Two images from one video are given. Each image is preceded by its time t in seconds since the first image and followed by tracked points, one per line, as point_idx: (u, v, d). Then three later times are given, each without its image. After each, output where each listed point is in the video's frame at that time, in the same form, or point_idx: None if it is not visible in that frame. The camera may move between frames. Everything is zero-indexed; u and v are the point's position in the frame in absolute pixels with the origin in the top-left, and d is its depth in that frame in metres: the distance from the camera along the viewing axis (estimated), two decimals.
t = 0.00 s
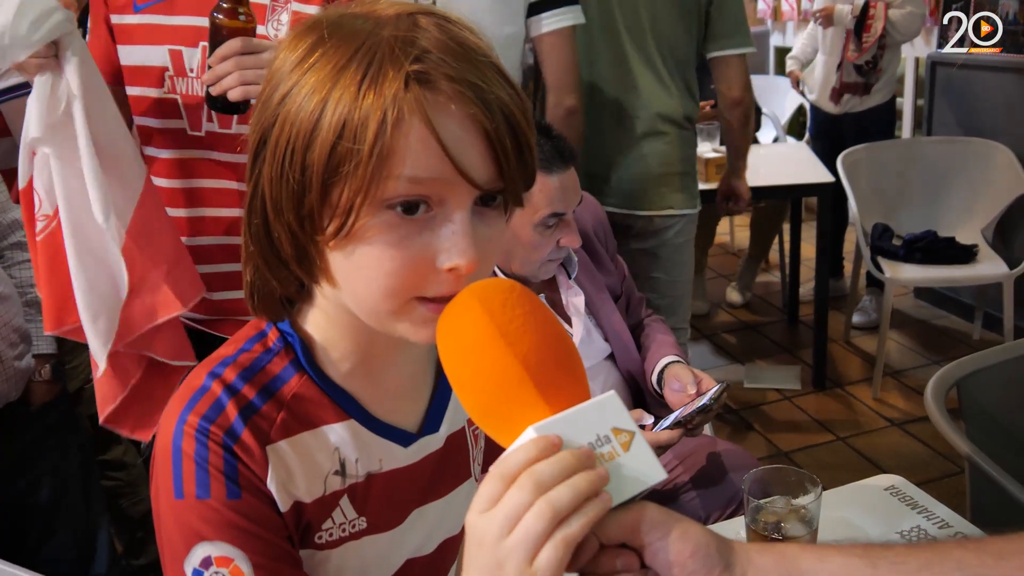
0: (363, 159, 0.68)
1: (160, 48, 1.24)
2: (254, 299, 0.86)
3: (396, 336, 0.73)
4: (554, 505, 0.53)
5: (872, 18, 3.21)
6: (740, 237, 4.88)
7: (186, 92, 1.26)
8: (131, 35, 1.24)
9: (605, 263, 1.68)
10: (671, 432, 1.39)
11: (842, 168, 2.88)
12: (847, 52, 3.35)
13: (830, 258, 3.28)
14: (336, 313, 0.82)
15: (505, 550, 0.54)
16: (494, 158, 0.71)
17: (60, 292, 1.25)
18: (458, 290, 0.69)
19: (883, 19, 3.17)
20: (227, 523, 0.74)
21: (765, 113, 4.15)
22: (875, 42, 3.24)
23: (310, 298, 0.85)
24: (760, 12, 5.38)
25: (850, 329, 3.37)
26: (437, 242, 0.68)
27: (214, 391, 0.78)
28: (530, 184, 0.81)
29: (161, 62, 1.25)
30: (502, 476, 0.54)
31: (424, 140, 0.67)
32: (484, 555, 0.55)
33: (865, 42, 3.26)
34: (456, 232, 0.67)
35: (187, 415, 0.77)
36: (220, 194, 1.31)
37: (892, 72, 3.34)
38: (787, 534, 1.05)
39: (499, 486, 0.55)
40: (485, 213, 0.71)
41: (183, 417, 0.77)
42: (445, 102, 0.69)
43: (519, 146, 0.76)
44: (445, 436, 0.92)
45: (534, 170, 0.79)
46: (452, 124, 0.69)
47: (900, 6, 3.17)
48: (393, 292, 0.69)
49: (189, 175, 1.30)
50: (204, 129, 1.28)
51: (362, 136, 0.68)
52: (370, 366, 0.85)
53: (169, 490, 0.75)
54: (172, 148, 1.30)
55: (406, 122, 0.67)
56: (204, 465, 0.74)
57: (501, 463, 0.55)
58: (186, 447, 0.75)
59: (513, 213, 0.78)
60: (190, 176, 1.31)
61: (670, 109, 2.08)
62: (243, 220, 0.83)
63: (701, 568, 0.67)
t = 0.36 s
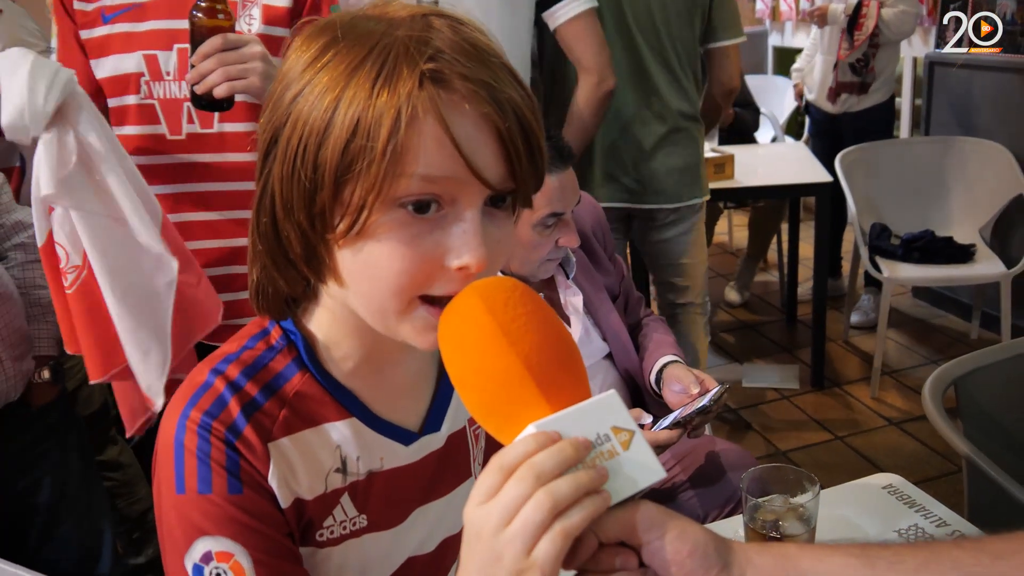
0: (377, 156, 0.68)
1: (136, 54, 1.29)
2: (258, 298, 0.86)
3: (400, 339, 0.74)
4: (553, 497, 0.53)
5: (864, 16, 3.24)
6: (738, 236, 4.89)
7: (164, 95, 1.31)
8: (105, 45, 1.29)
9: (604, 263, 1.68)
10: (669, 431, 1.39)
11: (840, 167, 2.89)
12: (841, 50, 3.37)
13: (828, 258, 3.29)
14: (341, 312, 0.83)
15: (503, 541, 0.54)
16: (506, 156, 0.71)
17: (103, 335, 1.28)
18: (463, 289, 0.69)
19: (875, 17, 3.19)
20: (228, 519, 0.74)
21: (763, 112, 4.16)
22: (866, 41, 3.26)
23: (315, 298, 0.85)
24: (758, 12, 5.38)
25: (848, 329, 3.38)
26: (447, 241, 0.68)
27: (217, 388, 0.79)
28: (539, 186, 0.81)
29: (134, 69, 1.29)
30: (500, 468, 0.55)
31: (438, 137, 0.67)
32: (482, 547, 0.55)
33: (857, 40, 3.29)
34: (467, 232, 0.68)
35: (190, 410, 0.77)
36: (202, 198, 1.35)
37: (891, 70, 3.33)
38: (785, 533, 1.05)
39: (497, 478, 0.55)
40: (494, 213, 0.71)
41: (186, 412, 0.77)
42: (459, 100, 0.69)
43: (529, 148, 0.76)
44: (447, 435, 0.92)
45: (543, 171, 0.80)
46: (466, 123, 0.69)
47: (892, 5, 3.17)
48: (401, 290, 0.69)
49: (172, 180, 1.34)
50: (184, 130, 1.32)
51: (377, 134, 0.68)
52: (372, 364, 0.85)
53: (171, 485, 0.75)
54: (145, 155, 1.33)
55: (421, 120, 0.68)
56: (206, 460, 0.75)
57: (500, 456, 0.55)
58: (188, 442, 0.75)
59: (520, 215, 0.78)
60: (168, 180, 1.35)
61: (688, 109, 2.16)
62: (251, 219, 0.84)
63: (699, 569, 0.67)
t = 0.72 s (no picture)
0: (382, 151, 0.68)
1: (102, 60, 1.27)
2: (261, 298, 0.86)
3: (408, 339, 0.73)
4: (558, 490, 0.53)
5: (858, 17, 3.25)
6: (735, 237, 4.89)
7: (131, 99, 1.28)
8: (74, 52, 1.28)
9: (601, 262, 1.68)
10: (667, 432, 1.39)
11: (837, 168, 2.89)
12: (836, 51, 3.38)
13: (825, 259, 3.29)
14: (347, 308, 0.83)
15: (510, 536, 0.54)
16: (510, 150, 0.71)
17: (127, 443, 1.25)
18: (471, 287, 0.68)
19: (869, 18, 3.20)
20: (231, 516, 0.74)
21: (760, 113, 4.16)
22: (861, 41, 3.27)
23: (319, 297, 0.85)
24: (755, 13, 5.39)
25: (845, 329, 3.38)
26: (452, 237, 0.67)
27: (220, 385, 0.79)
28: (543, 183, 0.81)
29: (100, 74, 1.28)
30: (506, 462, 0.55)
31: (442, 131, 0.68)
32: (488, 541, 0.55)
33: (851, 41, 3.29)
34: (471, 226, 0.67)
35: (194, 408, 0.77)
36: (171, 202, 1.31)
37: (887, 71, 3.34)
38: (782, 533, 1.05)
39: (502, 473, 0.55)
40: (499, 208, 0.71)
41: (190, 410, 0.77)
42: (463, 94, 0.70)
43: (534, 144, 0.76)
44: (454, 431, 0.91)
45: (547, 167, 0.80)
46: (470, 116, 0.69)
47: (887, 5, 3.16)
48: (410, 288, 0.69)
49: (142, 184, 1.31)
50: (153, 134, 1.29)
51: (381, 129, 0.68)
52: (376, 360, 0.85)
53: (175, 484, 0.75)
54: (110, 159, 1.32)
55: (425, 114, 0.68)
56: (209, 457, 0.75)
57: (504, 450, 0.55)
58: (192, 440, 0.75)
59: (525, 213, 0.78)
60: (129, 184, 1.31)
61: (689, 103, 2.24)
62: (255, 219, 0.84)
63: (699, 569, 0.67)
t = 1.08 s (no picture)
0: (384, 158, 0.67)
1: (83, 58, 1.25)
2: (266, 301, 0.85)
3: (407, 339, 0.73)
4: (560, 490, 0.53)
5: (854, 20, 3.24)
6: (733, 238, 4.89)
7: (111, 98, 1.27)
8: (58, 51, 1.27)
9: (600, 262, 1.68)
10: (665, 432, 1.39)
11: (835, 169, 2.89)
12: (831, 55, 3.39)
13: (823, 260, 3.29)
14: (348, 313, 0.82)
15: (509, 535, 0.54)
16: (512, 158, 0.71)
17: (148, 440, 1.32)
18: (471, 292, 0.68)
19: (865, 22, 3.20)
20: (234, 521, 0.73)
21: (758, 114, 4.16)
22: (856, 45, 3.27)
23: (322, 301, 0.84)
24: (753, 14, 5.38)
25: (843, 330, 3.38)
26: (454, 243, 0.67)
27: (226, 390, 0.78)
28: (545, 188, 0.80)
29: (82, 73, 1.27)
30: (504, 464, 0.54)
31: (444, 139, 0.67)
32: (487, 542, 0.55)
33: (847, 44, 3.30)
34: (473, 233, 0.67)
35: (199, 412, 0.77)
36: (157, 201, 1.29)
37: (884, 74, 3.33)
38: (781, 534, 1.05)
39: (500, 473, 0.55)
40: (500, 215, 0.71)
41: (195, 415, 0.77)
42: (466, 102, 0.69)
43: (536, 151, 0.76)
44: (457, 440, 0.91)
45: (549, 174, 0.79)
46: (473, 124, 0.68)
47: (883, 10, 3.17)
48: (411, 293, 0.68)
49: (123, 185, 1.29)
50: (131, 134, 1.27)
51: (383, 136, 0.68)
52: (382, 367, 0.84)
53: (178, 487, 0.74)
54: (93, 159, 1.31)
55: (427, 122, 0.67)
56: (213, 462, 0.74)
57: (504, 451, 0.55)
58: (196, 444, 0.75)
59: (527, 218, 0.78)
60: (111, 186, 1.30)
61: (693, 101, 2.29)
62: (259, 221, 0.83)
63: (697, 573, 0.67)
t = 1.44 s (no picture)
0: (379, 154, 0.67)
1: (72, 60, 1.25)
2: (268, 303, 0.85)
3: (409, 337, 0.72)
4: (561, 483, 0.52)
5: (852, 24, 3.23)
6: (732, 240, 4.89)
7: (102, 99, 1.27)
8: (47, 54, 1.26)
9: (598, 260, 1.67)
10: (664, 431, 1.38)
11: (833, 172, 2.89)
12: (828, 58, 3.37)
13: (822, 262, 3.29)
14: (350, 316, 0.81)
15: (509, 529, 0.54)
16: (507, 151, 0.71)
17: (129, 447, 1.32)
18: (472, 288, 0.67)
19: (863, 26, 3.19)
20: (237, 523, 0.73)
21: (757, 116, 4.16)
22: (853, 49, 3.26)
23: (324, 302, 0.84)
24: (752, 16, 5.38)
25: (841, 333, 3.38)
26: (453, 238, 0.67)
27: (230, 392, 0.78)
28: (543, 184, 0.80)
29: (72, 75, 1.26)
30: (504, 453, 0.54)
31: (439, 132, 0.67)
32: (488, 538, 0.55)
33: (843, 48, 3.29)
34: (471, 228, 0.66)
35: (202, 414, 0.77)
36: (155, 202, 1.28)
37: (880, 77, 3.32)
38: (779, 536, 1.05)
39: (501, 461, 0.55)
40: (498, 209, 0.70)
41: (198, 417, 0.77)
42: (460, 96, 0.69)
43: (531, 145, 0.75)
44: (460, 443, 0.90)
45: (546, 169, 0.79)
46: (466, 118, 0.68)
47: (883, 13, 3.14)
48: (409, 288, 0.68)
49: (117, 187, 1.28)
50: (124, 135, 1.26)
51: (378, 132, 0.68)
52: (386, 370, 0.84)
53: (181, 489, 0.74)
54: (84, 162, 1.29)
55: (421, 116, 0.67)
56: (218, 464, 0.74)
57: (506, 451, 0.55)
58: (200, 446, 0.75)
59: (525, 215, 0.77)
60: (105, 189, 1.29)
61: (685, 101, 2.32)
62: (259, 223, 0.83)
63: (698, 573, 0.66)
